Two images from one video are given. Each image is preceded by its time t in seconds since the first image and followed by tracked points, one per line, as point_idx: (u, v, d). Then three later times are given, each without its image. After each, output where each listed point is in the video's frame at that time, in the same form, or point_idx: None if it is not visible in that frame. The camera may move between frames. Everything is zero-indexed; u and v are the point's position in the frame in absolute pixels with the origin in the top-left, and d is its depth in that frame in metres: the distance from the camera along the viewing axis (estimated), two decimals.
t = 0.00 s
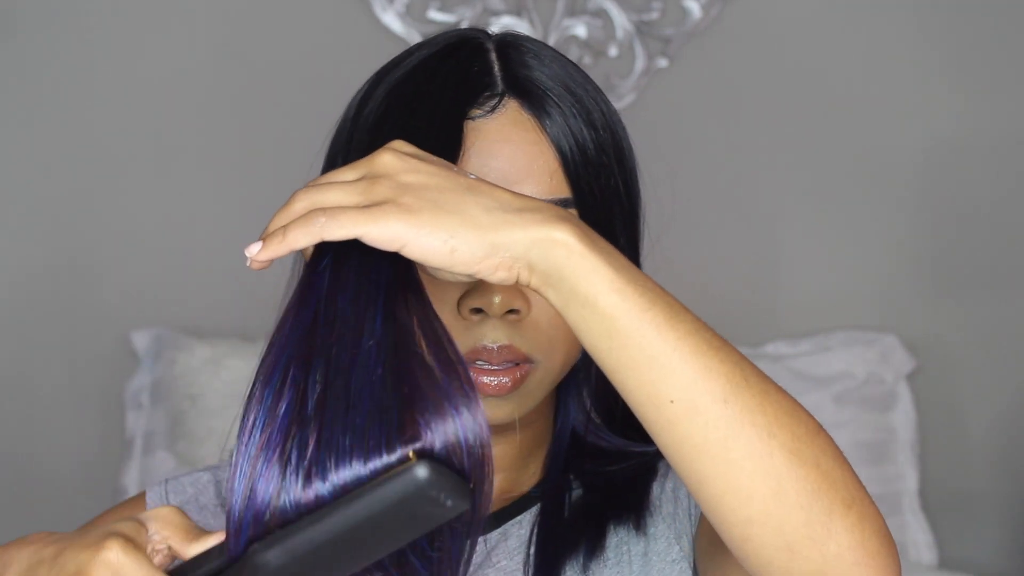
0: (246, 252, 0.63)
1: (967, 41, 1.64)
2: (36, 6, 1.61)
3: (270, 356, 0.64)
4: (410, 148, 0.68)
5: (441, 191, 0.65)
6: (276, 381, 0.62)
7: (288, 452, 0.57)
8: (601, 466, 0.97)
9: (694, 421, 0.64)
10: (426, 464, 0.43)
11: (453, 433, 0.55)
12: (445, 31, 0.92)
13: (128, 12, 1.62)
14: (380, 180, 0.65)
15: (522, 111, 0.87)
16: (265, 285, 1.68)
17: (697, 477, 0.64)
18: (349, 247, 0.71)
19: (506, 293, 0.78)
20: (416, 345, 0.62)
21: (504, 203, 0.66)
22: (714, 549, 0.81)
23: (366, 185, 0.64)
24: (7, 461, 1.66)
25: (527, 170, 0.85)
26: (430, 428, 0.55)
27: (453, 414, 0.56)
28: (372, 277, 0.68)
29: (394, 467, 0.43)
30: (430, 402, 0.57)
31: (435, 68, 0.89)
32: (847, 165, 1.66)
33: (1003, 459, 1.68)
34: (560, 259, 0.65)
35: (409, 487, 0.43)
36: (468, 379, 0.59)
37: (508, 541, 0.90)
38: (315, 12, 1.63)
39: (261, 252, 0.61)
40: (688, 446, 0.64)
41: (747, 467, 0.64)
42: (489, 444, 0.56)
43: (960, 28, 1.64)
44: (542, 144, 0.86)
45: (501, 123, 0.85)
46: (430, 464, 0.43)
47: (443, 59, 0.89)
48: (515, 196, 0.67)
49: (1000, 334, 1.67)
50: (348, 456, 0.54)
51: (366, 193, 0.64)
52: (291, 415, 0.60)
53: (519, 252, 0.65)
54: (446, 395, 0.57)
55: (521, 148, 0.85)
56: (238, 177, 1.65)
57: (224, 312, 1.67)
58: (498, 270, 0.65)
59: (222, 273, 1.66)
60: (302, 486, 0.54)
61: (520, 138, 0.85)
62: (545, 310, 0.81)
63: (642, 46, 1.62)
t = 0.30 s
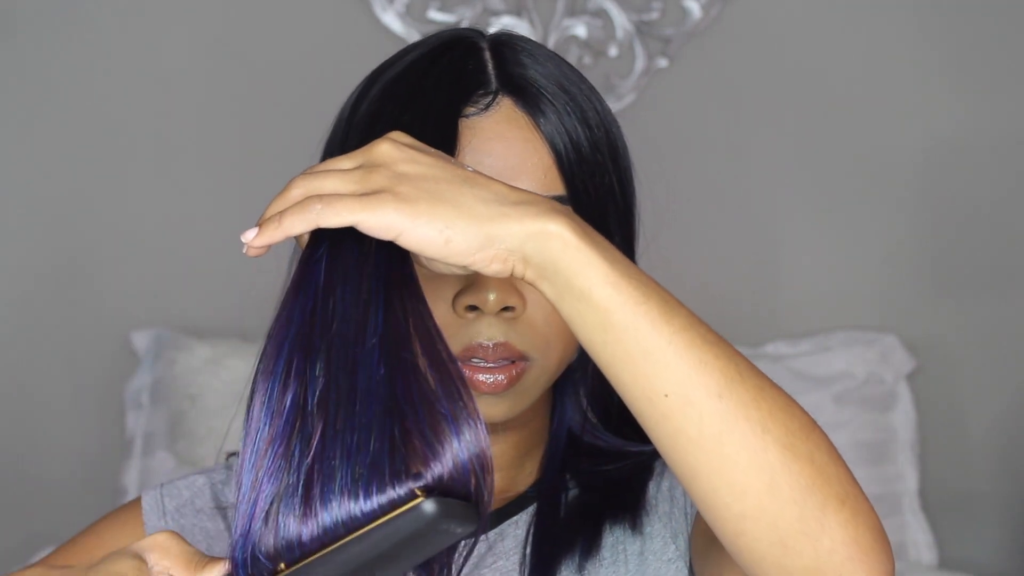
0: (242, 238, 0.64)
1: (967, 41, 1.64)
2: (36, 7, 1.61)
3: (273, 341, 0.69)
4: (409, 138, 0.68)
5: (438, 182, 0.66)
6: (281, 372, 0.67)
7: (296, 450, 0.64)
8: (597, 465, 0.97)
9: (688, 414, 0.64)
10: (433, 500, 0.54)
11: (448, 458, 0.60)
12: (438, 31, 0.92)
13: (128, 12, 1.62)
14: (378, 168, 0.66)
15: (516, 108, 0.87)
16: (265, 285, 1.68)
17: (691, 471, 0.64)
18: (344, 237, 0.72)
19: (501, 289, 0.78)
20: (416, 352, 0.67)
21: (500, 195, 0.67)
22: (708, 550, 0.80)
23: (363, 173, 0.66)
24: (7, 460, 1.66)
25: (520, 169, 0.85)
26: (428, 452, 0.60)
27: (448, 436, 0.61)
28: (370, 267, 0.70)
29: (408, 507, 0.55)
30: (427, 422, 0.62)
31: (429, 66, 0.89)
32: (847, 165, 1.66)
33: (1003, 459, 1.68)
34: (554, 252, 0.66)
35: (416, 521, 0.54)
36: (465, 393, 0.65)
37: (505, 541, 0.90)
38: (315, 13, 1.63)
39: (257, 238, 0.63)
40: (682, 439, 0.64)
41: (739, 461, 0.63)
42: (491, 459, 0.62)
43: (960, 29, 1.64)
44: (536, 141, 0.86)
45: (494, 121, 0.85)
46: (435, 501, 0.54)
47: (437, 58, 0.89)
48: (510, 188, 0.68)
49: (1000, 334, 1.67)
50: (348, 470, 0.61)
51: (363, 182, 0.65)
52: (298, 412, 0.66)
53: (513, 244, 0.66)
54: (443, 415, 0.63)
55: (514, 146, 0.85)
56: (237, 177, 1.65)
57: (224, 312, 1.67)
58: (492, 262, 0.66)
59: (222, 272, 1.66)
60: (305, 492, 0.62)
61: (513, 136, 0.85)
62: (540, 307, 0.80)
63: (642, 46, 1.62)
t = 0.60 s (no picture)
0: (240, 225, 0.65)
1: (967, 41, 1.64)
2: (37, 7, 1.61)
3: (274, 332, 0.69)
4: (410, 129, 0.69)
5: (438, 172, 0.66)
6: (281, 365, 0.68)
7: (296, 447, 0.65)
8: (595, 465, 0.96)
9: (685, 407, 0.64)
10: (432, 515, 0.55)
11: (444, 473, 0.60)
12: (434, 32, 0.92)
13: (128, 13, 1.62)
14: (378, 157, 0.66)
15: (513, 107, 0.87)
16: (264, 285, 1.68)
17: (688, 464, 0.64)
18: (344, 225, 0.72)
19: (499, 288, 0.79)
20: (415, 352, 0.66)
21: (499, 186, 0.67)
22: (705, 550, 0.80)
23: (363, 162, 0.66)
24: (7, 461, 1.66)
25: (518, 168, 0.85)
26: (424, 464, 0.60)
27: (445, 447, 0.61)
28: (369, 260, 0.70)
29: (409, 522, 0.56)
30: (425, 430, 0.62)
31: (427, 65, 0.88)
32: (847, 165, 1.66)
33: (1003, 459, 1.68)
34: (552, 243, 0.66)
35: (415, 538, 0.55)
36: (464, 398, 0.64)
37: (502, 542, 0.90)
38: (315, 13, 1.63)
39: (255, 224, 0.63)
40: (679, 431, 0.64)
41: (736, 454, 0.63)
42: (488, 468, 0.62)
43: (960, 29, 1.64)
44: (534, 139, 0.87)
45: (493, 120, 0.85)
46: (433, 516, 0.55)
47: (435, 57, 0.89)
48: (509, 180, 0.68)
49: (999, 334, 1.67)
50: (347, 476, 0.62)
51: (361, 170, 0.66)
52: (299, 408, 0.66)
53: (512, 235, 0.66)
54: (442, 424, 0.62)
55: (512, 145, 0.85)
56: (237, 177, 1.65)
57: (224, 312, 1.67)
58: (490, 253, 0.66)
59: (222, 273, 1.66)
60: (303, 495, 0.63)
61: (512, 134, 0.85)
62: (538, 305, 0.80)
63: (642, 46, 1.62)
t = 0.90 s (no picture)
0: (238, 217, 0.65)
1: (967, 42, 1.64)
2: (37, 7, 1.61)
3: (275, 325, 0.69)
4: (409, 123, 0.69)
5: (436, 165, 0.67)
6: (285, 358, 0.68)
7: (302, 445, 0.68)
8: (593, 464, 0.96)
9: (682, 403, 0.64)
10: (448, 533, 0.63)
11: (454, 485, 0.65)
12: (432, 32, 0.92)
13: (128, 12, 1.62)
14: (376, 151, 0.67)
15: (511, 107, 0.87)
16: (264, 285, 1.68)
17: (684, 460, 0.64)
18: (341, 220, 0.71)
19: (497, 286, 0.79)
20: (418, 352, 0.68)
21: (497, 181, 0.67)
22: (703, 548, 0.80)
23: (361, 155, 0.67)
24: (6, 461, 1.66)
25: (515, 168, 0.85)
26: (435, 477, 0.65)
27: (454, 458, 0.66)
28: (371, 258, 0.70)
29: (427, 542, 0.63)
30: (433, 438, 0.66)
31: (424, 65, 0.88)
32: (847, 165, 1.66)
33: (1003, 459, 1.68)
34: (549, 238, 0.66)
35: (437, 556, 0.63)
36: (468, 402, 0.68)
37: (501, 542, 0.90)
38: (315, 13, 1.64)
39: (253, 217, 0.64)
40: (676, 427, 0.64)
41: (732, 451, 0.63)
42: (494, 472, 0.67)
43: (960, 29, 1.64)
44: (531, 139, 0.87)
45: (490, 119, 0.85)
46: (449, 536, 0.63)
47: (433, 57, 0.89)
48: (506, 175, 0.68)
49: (999, 335, 1.67)
50: (359, 477, 0.66)
51: (360, 165, 0.66)
52: (305, 403, 0.68)
53: (509, 230, 0.66)
54: (449, 433, 0.66)
55: (509, 145, 0.85)
56: (237, 177, 1.65)
57: (224, 312, 1.67)
58: (487, 248, 0.66)
59: (222, 272, 1.66)
60: (314, 496, 0.66)
61: (508, 134, 0.86)
62: (536, 304, 0.81)
63: (642, 46, 1.62)
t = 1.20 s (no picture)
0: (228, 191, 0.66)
1: (967, 43, 1.64)
2: (37, 7, 1.61)
3: (268, 300, 0.69)
4: (400, 99, 0.68)
5: (425, 138, 0.66)
6: (278, 332, 0.68)
7: (303, 415, 0.67)
8: (590, 462, 0.96)
9: (674, 374, 0.62)
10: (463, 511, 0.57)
11: (459, 458, 0.62)
12: (427, 33, 0.92)
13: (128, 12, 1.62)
14: (364, 123, 0.66)
15: (506, 103, 0.87)
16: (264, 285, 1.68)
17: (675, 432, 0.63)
18: (332, 191, 0.70)
19: (490, 280, 0.79)
20: (417, 321, 0.67)
21: (488, 153, 0.66)
22: (698, 537, 0.79)
23: (350, 128, 0.66)
24: (7, 460, 1.66)
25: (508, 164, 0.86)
26: (440, 449, 0.62)
27: (458, 429, 0.63)
28: (361, 227, 0.69)
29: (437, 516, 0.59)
30: (437, 409, 0.64)
31: (420, 62, 0.89)
32: (847, 166, 1.66)
33: (1003, 459, 1.68)
34: (538, 208, 0.64)
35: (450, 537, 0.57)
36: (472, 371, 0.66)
37: (498, 540, 0.90)
38: (314, 13, 1.64)
39: (241, 189, 0.64)
40: (666, 399, 0.62)
41: (724, 421, 0.62)
42: (503, 444, 0.64)
43: (960, 30, 1.64)
44: (525, 135, 0.87)
45: (484, 114, 0.86)
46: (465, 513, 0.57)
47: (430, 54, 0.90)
48: (497, 148, 0.67)
49: (999, 334, 1.67)
50: (364, 451, 0.64)
51: (349, 137, 0.65)
52: (302, 373, 0.68)
53: (498, 202, 0.65)
54: (454, 404, 0.64)
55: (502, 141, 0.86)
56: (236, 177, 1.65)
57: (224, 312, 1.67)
58: (476, 220, 0.65)
59: (222, 272, 1.66)
60: (321, 469, 0.66)
61: (502, 130, 0.86)
62: (531, 299, 0.81)
63: (642, 46, 1.62)
